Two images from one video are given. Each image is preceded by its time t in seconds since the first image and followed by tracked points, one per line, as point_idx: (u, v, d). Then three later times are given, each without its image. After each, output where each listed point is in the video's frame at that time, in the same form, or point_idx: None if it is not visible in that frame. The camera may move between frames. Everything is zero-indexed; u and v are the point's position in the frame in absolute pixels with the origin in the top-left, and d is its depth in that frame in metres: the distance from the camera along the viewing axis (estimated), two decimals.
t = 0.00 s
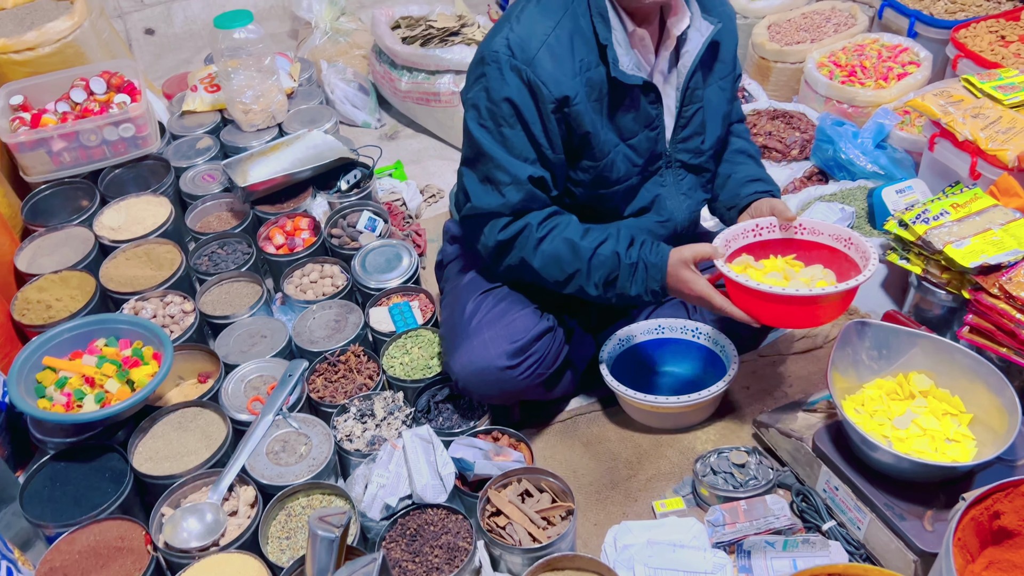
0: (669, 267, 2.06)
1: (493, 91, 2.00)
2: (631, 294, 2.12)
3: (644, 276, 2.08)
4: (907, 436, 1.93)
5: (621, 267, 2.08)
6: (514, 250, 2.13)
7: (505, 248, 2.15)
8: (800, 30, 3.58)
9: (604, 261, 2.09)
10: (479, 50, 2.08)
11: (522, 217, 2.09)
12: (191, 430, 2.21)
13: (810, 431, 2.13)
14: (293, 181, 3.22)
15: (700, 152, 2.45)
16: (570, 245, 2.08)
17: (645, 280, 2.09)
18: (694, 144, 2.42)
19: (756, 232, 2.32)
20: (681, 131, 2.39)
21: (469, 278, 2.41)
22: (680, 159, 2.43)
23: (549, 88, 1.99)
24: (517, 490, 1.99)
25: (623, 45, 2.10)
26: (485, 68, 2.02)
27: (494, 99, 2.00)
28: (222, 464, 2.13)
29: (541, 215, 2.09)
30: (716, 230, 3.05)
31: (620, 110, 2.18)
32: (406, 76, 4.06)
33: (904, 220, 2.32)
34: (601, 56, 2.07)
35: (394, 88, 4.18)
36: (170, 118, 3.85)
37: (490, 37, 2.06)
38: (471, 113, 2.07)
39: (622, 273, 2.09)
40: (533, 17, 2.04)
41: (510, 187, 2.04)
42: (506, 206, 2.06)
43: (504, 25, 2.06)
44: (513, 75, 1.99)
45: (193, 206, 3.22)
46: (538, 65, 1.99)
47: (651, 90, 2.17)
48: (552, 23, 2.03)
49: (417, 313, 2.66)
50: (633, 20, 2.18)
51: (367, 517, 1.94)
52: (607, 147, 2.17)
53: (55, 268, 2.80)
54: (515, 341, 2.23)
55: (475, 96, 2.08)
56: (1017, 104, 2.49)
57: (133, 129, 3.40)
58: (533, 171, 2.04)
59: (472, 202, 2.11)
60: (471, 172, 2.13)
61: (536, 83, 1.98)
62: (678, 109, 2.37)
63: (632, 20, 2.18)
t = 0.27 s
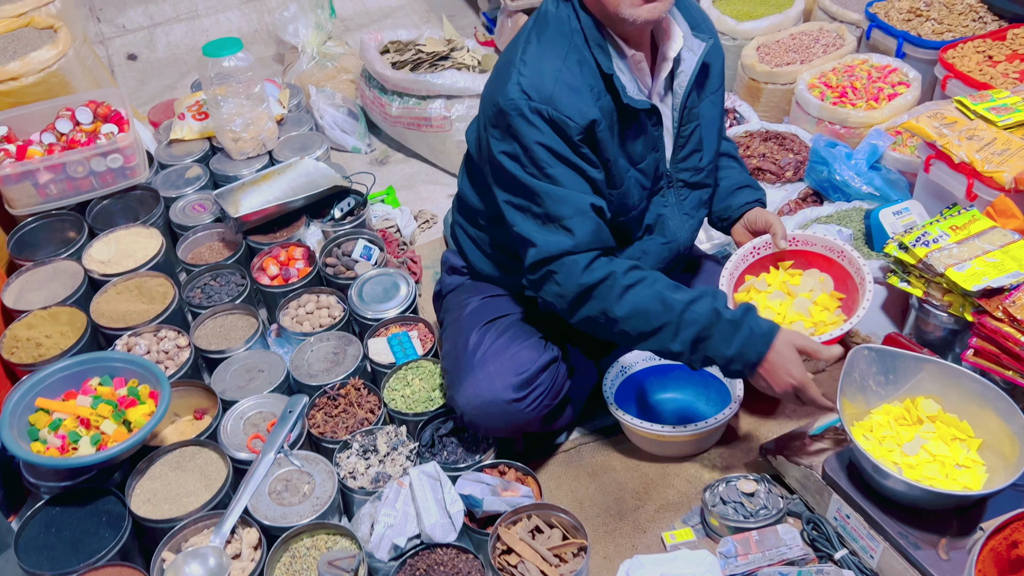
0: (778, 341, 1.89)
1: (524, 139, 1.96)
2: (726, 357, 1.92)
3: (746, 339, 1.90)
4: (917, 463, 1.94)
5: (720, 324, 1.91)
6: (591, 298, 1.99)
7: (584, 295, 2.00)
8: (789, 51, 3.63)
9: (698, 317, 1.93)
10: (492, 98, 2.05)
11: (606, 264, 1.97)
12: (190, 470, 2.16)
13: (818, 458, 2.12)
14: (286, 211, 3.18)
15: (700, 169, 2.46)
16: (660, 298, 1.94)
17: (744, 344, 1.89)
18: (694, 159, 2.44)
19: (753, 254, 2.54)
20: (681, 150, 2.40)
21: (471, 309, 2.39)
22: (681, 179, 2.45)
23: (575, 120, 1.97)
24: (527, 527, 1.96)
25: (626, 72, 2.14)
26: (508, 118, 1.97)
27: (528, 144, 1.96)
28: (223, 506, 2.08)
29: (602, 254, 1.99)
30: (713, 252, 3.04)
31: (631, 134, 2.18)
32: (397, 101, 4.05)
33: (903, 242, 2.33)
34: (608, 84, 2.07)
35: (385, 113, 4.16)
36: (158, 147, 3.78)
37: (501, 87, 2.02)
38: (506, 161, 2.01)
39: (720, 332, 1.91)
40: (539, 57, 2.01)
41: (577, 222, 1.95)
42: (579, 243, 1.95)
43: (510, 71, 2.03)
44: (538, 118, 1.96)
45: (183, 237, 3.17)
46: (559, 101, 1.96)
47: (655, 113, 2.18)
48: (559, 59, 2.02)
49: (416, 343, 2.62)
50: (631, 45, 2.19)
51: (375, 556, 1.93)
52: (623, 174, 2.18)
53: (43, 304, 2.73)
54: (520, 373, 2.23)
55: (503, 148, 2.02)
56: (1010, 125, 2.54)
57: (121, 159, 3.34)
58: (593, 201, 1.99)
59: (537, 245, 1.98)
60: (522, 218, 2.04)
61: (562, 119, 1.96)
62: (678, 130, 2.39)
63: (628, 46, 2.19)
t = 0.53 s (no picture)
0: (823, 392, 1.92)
1: (543, 158, 1.93)
2: (770, 404, 1.93)
3: (788, 387, 1.90)
4: (925, 475, 1.94)
5: (766, 362, 1.89)
6: (634, 322, 1.94)
7: (626, 316, 1.94)
8: (776, 66, 3.67)
9: (744, 356, 1.90)
10: (502, 121, 2.02)
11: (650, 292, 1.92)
12: (186, 501, 2.11)
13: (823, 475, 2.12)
14: (277, 232, 3.14)
15: (698, 181, 2.46)
16: (706, 331, 1.90)
17: (787, 392, 1.91)
18: (692, 171, 2.45)
19: (748, 267, 2.53)
20: (679, 164, 2.41)
21: (472, 331, 2.37)
22: (680, 191, 2.45)
23: (593, 136, 1.95)
24: (535, 552, 1.93)
25: (628, 86, 2.14)
26: (524, 139, 1.94)
27: (550, 165, 1.93)
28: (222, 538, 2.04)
29: (635, 270, 1.93)
30: (707, 267, 3.04)
31: (639, 147, 2.18)
32: (385, 119, 4.03)
33: (901, 256, 2.34)
34: (613, 99, 2.07)
35: (373, 131, 4.13)
36: (143, 169, 3.71)
37: (511, 110, 2.00)
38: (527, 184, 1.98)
39: (764, 371, 1.90)
40: (545, 77, 2.00)
41: (611, 234, 1.91)
42: (616, 256, 1.90)
43: (517, 94, 2.01)
44: (555, 137, 1.93)
45: (172, 261, 3.11)
46: (574, 118, 1.94)
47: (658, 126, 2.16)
48: (567, 78, 2.01)
49: (415, 364, 2.57)
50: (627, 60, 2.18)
51: None
52: (637, 187, 2.20)
53: (30, 333, 2.67)
54: (524, 397, 2.22)
55: (520, 171, 2.00)
56: (1001, 139, 2.58)
57: (107, 183, 3.27)
58: (623, 210, 1.95)
59: (572, 262, 1.93)
60: (550, 238, 1.99)
61: (579, 135, 1.93)
62: (676, 142, 2.40)
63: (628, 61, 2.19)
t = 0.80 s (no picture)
0: (776, 354, 1.90)
1: (528, 166, 1.93)
2: (728, 372, 1.96)
3: (744, 353, 1.93)
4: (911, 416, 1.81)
5: (718, 341, 1.93)
6: (593, 326, 1.99)
7: (584, 323, 1.99)
8: (769, 71, 3.69)
9: (697, 336, 1.94)
10: (494, 124, 2.02)
11: (601, 292, 1.96)
12: (187, 517, 2.08)
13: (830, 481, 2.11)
14: (272, 242, 3.11)
15: (698, 191, 2.46)
16: (657, 321, 1.95)
17: (743, 359, 1.93)
18: (691, 181, 2.45)
19: (750, 278, 2.56)
20: (678, 173, 2.42)
21: (473, 340, 2.35)
22: (680, 201, 2.45)
23: (582, 147, 1.95)
24: (545, 564, 1.91)
25: (629, 97, 2.11)
26: (512, 143, 1.94)
27: (532, 172, 1.92)
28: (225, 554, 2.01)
29: (590, 283, 1.96)
30: (706, 273, 3.04)
31: (637, 160, 2.17)
32: (379, 127, 4.01)
33: (902, 261, 2.38)
34: (613, 111, 2.06)
35: (366, 139, 4.11)
36: (134, 180, 3.66)
37: (505, 113, 1.99)
38: (508, 189, 1.97)
39: (717, 348, 1.94)
40: (543, 83, 2.00)
41: (575, 253, 1.93)
42: (577, 274, 1.93)
43: (513, 97, 2.00)
44: (544, 145, 1.93)
45: (166, 272, 3.08)
46: (565, 128, 1.94)
47: (657, 138, 2.15)
48: (562, 86, 2.00)
49: (415, 375, 2.55)
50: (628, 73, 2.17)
51: None
52: (629, 201, 2.17)
53: (22, 348, 2.62)
54: (528, 407, 2.20)
55: (503, 176, 1.99)
56: (997, 142, 2.59)
57: (98, 194, 3.22)
58: (593, 231, 1.96)
59: (533, 279, 1.96)
60: (520, 248, 2.00)
61: (568, 146, 1.93)
62: (676, 152, 2.41)
63: (631, 73, 2.19)
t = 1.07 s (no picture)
0: (719, 309, 2.00)
1: (505, 159, 1.95)
2: (679, 338, 2.03)
3: (693, 318, 2.01)
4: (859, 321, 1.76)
5: (668, 308, 2.02)
6: (549, 312, 2.06)
7: (541, 311, 2.06)
8: (767, 69, 3.69)
9: (647, 305, 2.02)
10: (478, 114, 2.04)
11: (557, 278, 2.04)
12: (187, 518, 2.07)
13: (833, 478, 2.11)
14: (270, 241, 3.09)
15: (694, 189, 2.46)
16: (611, 295, 2.02)
17: (692, 322, 2.01)
18: (688, 178, 2.44)
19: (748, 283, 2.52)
20: (674, 172, 2.41)
21: (473, 338, 2.34)
22: (676, 199, 2.45)
23: (563, 146, 1.96)
24: (549, 562, 1.91)
25: (620, 98, 2.09)
26: (492, 134, 1.96)
27: (507, 165, 1.95)
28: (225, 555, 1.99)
29: (550, 275, 2.03)
30: (705, 271, 3.04)
31: (624, 159, 2.16)
32: (377, 126, 3.99)
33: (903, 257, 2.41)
34: (602, 111, 2.05)
35: (364, 138, 4.09)
36: (130, 179, 3.64)
37: (489, 106, 2.01)
38: (483, 181, 2.00)
39: (670, 313, 2.02)
40: (532, 78, 2.01)
41: (539, 251, 1.99)
42: (540, 270, 1.99)
43: (502, 89, 2.03)
44: (524, 139, 1.95)
45: (163, 271, 3.05)
46: (548, 125, 1.96)
47: (648, 138, 2.16)
48: (551, 84, 2.02)
49: (415, 374, 2.54)
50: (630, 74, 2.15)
51: None
52: (617, 199, 2.16)
53: (19, 348, 2.60)
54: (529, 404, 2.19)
55: (478, 166, 2.02)
56: (997, 139, 2.61)
57: (94, 194, 3.20)
58: (560, 230, 2.01)
59: (498, 271, 2.02)
60: (489, 240, 2.05)
61: (549, 143, 1.95)
62: (670, 150, 2.40)
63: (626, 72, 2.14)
